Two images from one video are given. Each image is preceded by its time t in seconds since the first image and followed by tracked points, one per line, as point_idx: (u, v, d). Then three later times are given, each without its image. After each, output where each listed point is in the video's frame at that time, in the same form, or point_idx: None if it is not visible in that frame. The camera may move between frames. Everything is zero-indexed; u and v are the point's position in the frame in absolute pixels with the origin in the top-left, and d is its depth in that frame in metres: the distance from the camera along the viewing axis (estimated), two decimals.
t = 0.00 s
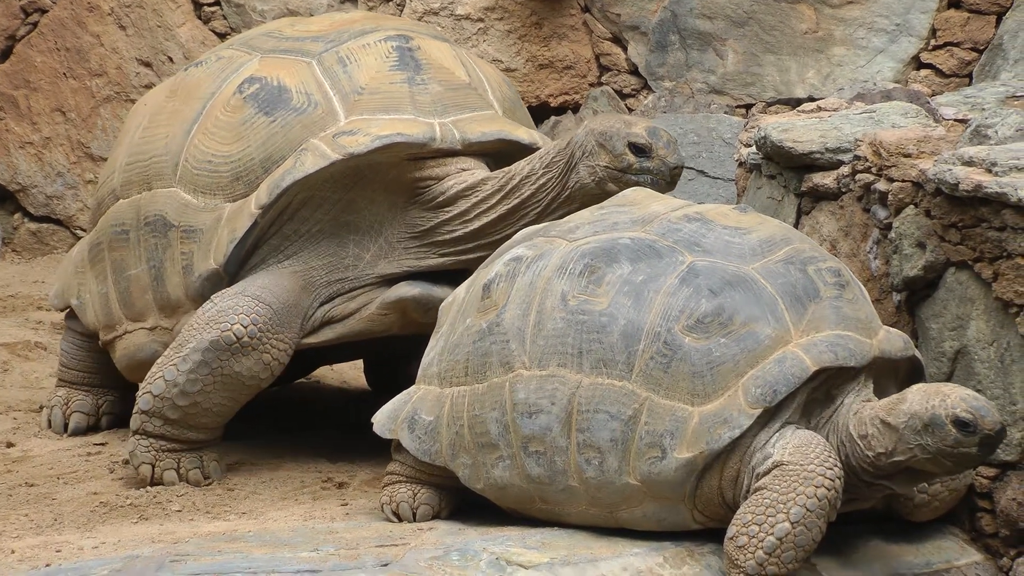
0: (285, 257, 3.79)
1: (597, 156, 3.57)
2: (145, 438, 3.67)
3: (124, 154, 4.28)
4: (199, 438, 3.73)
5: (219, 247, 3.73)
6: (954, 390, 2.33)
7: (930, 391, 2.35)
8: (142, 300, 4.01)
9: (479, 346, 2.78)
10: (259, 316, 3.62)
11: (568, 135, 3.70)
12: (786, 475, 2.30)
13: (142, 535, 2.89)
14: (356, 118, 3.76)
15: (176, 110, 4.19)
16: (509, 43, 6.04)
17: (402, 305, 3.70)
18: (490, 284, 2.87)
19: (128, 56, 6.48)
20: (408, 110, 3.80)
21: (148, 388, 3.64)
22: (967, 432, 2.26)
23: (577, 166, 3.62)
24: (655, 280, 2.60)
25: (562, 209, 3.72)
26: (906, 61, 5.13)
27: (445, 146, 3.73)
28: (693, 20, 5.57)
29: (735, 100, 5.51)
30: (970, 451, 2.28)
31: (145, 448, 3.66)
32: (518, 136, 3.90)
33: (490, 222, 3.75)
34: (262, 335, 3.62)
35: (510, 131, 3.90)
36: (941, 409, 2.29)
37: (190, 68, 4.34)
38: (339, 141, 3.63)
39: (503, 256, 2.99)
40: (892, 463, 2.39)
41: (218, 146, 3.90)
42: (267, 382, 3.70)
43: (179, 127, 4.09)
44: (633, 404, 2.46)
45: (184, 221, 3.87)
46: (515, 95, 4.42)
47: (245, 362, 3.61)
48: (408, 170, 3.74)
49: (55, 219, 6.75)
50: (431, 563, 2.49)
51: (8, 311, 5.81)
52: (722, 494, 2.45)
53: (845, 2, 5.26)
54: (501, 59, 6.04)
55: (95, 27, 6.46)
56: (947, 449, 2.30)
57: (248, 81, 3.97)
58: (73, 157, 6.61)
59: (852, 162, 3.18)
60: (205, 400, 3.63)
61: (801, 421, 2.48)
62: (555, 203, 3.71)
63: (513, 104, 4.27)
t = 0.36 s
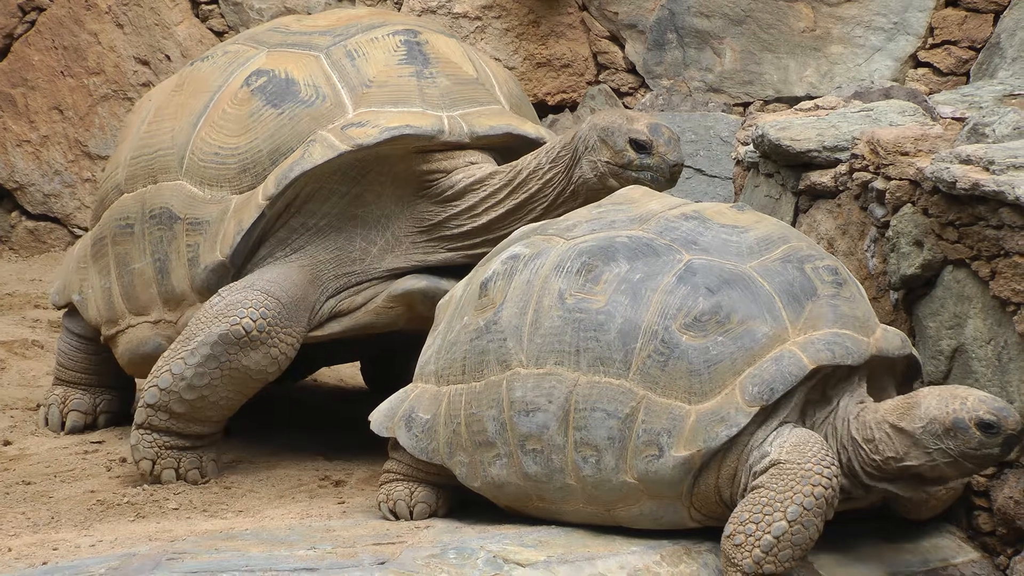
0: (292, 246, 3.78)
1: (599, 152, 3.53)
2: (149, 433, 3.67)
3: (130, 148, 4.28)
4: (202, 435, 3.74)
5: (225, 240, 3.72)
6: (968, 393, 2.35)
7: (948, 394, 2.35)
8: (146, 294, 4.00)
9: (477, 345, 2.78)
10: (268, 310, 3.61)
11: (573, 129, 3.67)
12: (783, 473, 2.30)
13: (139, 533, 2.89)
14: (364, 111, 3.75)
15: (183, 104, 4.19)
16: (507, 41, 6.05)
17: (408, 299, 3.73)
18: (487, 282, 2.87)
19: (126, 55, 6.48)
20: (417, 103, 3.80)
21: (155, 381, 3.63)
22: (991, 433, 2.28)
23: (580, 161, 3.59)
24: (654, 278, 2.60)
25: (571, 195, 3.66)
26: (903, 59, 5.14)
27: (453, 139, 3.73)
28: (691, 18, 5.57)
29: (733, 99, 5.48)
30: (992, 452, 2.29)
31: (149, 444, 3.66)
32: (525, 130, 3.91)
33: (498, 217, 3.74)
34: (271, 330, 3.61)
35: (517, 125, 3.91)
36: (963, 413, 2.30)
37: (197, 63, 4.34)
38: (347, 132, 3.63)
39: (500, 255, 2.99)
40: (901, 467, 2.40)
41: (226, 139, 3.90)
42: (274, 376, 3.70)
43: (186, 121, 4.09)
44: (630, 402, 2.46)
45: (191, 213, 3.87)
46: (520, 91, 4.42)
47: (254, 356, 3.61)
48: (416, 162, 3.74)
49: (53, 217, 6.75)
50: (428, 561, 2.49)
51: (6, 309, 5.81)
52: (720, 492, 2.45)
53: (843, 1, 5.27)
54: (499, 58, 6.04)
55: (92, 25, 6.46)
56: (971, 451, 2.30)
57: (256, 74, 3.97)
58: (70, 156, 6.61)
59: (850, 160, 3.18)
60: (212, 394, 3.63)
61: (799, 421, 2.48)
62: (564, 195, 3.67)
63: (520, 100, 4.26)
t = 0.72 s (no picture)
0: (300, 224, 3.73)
1: (597, 146, 3.54)
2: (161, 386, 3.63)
3: (134, 140, 4.27)
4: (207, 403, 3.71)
5: (229, 226, 3.68)
6: (966, 397, 2.35)
7: (944, 399, 2.35)
8: (149, 283, 3.99)
9: (474, 344, 2.78)
10: (304, 265, 3.63)
11: (575, 121, 3.68)
12: (781, 472, 2.30)
13: (137, 532, 2.89)
14: (370, 98, 3.73)
15: (187, 95, 4.18)
16: (503, 40, 6.08)
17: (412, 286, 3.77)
18: (484, 281, 2.88)
19: (122, 54, 6.46)
20: (423, 91, 3.80)
21: (179, 333, 3.59)
22: (989, 437, 2.28)
23: (580, 155, 3.61)
24: (651, 277, 2.60)
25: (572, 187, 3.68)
26: (900, 57, 5.15)
27: (459, 128, 3.75)
28: (688, 17, 5.58)
29: (729, 97, 5.49)
30: (990, 456, 2.30)
31: (145, 395, 3.65)
32: (530, 122, 3.94)
33: (505, 208, 3.77)
34: (304, 286, 3.63)
35: (522, 117, 3.93)
36: (961, 418, 2.30)
37: (202, 55, 4.34)
38: (353, 118, 3.60)
39: (497, 253, 2.99)
40: (898, 471, 2.40)
41: (230, 126, 3.88)
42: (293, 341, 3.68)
43: (191, 111, 4.07)
44: (628, 400, 2.46)
45: (194, 200, 3.85)
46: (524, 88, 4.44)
47: (285, 312, 3.60)
48: (421, 150, 3.75)
49: (49, 216, 6.75)
50: (425, 560, 2.49)
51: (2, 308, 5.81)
52: (717, 490, 2.45)
53: None
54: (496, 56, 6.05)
55: (89, 24, 6.45)
56: (969, 456, 2.31)
57: (261, 63, 3.97)
58: (67, 155, 6.61)
59: (847, 158, 3.18)
60: (239, 351, 3.59)
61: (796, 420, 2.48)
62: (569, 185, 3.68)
63: (524, 95, 4.27)
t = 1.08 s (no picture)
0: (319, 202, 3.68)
1: (608, 137, 3.57)
2: (246, 330, 3.53)
3: (137, 131, 4.19)
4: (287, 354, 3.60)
5: (235, 209, 3.63)
6: (956, 397, 2.35)
7: (933, 400, 2.36)
8: (152, 271, 3.89)
9: (468, 342, 2.78)
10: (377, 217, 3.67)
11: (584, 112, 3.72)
12: (775, 469, 2.30)
13: (131, 530, 2.89)
14: (378, 84, 3.72)
15: (191, 84, 4.11)
16: (497, 38, 6.11)
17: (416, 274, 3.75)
18: (479, 279, 2.88)
19: (117, 51, 6.47)
20: (431, 79, 3.79)
21: (271, 275, 3.52)
22: (979, 437, 2.28)
23: (591, 145, 3.64)
24: (645, 275, 2.60)
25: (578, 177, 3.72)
26: (894, 55, 5.16)
27: (468, 114, 3.74)
28: (683, 15, 5.58)
29: (724, 95, 5.50)
30: (981, 456, 2.30)
31: (245, 340, 3.52)
32: (537, 112, 3.96)
33: (518, 197, 3.81)
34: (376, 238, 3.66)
35: (529, 106, 3.95)
36: (950, 418, 2.30)
37: (207, 47, 4.28)
38: (362, 103, 3.60)
39: (492, 251, 2.99)
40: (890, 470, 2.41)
41: (238, 112, 3.82)
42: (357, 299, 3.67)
43: (196, 99, 4.00)
44: (622, 399, 2.46)
45: (201, 184, 3.77)
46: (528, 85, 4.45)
47: (365, 262, 3.60)
48: (430, 136, 3.76)
49: (44, 214, 6.74)
50: (420, 558, 2.49)
51: None
52: (711, 489, 2.45)
53: None
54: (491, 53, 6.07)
55: (84, 22, 6.45)
56: (961, 455, 2.31)
57: (269, 51, 3.93)
58: (62, 153, 6.62)
59: (841, 157, 3.18)
60: (324, 297, 3.54)
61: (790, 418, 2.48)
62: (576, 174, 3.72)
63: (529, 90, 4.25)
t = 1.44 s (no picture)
0: (314, 205, 3.65)
1: (603, 142, 3.54)
2: (245, 388, 3.41)
3: (135, 129, 4.20)
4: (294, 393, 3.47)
5: (234, 208, 3.62)
6: (952, 395, 2.35)
7: (927, 398, 2.36)
8: (149, 270, 3.89)
9: (464, 340, 2.78)
10: (337, 228, 3.58)
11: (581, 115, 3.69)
12: (770, 467, 2.30)
13: (127, 529, 2.89)
14: (378, 82, 3.72)
15: (189, 83, 4.11)
16: (493, 36, 6.16)
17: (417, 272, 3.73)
18: (475, 277, 2.88)
19: (113, 50, 6.49)
20: (430, 77, 3.79)
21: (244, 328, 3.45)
22: (973, 434, 2.28)
23: (586, 151, 3.62)
24: (641, 273, 2.60)
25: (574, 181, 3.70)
26: (890, 53, 5.17)
27: (467, 112, 3.74)
28: (678, 13, 5.59)
29: (720, 93, 5.50)
30: (976, 454, 2.30)
31: (245, 400, 3.40)
32: (535, 111, 3.95)
33: (514, 200, 3.80)
34: (342, 248, 3.57)
35: (528, 105, 3.94)
36: (944, 416, 2.30)
37: (204, 46, 4.28)
38: (361, 101, 3.58)
39: (488, 249, 2.99)
40: (885, 468, 2.41)
41: (236, 111, 3.82)
42: (345, 307, 3.58)
43: (193, 98, 4.00)
44: (618, 397, 2.46)
45: (199, 183, 3.76)
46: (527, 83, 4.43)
47: (333, 274, 3.52)
48: (429, 135, 3.77)
49: (40, 213, 6.73)
50: (416, 557, 2.49)
51: None
52: (707, 487, 2.45)
53: None
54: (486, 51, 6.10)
55: (79, 21, 6.47)
56: (955, 454, 2.30)
57: (267, 49, 3.92)
58: (57, 152, 6.62)
59: (837, 155, 3.18)
60: (304, 323, 3.45)
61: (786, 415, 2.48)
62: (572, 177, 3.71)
63: (527, 89, 4.25)
